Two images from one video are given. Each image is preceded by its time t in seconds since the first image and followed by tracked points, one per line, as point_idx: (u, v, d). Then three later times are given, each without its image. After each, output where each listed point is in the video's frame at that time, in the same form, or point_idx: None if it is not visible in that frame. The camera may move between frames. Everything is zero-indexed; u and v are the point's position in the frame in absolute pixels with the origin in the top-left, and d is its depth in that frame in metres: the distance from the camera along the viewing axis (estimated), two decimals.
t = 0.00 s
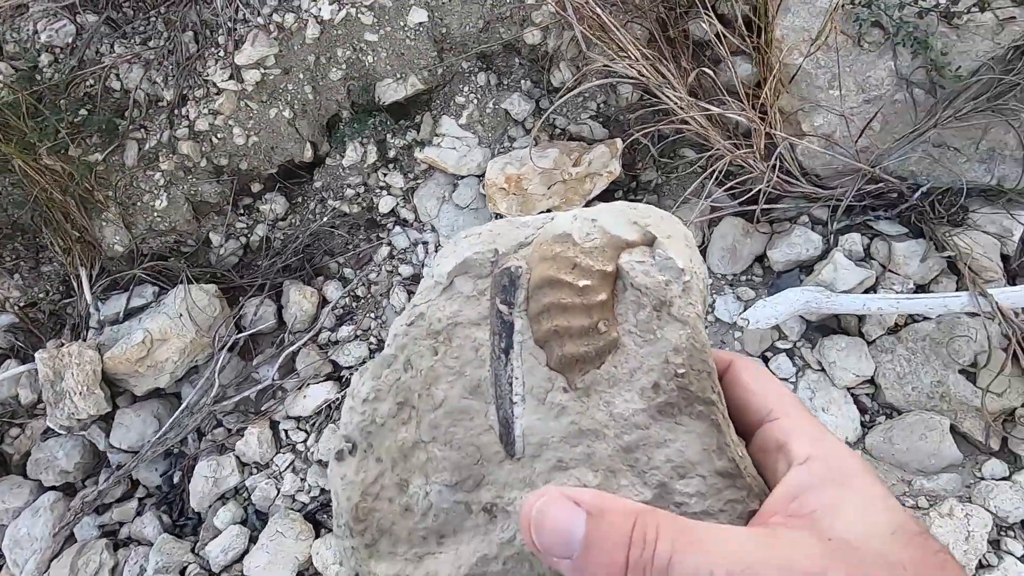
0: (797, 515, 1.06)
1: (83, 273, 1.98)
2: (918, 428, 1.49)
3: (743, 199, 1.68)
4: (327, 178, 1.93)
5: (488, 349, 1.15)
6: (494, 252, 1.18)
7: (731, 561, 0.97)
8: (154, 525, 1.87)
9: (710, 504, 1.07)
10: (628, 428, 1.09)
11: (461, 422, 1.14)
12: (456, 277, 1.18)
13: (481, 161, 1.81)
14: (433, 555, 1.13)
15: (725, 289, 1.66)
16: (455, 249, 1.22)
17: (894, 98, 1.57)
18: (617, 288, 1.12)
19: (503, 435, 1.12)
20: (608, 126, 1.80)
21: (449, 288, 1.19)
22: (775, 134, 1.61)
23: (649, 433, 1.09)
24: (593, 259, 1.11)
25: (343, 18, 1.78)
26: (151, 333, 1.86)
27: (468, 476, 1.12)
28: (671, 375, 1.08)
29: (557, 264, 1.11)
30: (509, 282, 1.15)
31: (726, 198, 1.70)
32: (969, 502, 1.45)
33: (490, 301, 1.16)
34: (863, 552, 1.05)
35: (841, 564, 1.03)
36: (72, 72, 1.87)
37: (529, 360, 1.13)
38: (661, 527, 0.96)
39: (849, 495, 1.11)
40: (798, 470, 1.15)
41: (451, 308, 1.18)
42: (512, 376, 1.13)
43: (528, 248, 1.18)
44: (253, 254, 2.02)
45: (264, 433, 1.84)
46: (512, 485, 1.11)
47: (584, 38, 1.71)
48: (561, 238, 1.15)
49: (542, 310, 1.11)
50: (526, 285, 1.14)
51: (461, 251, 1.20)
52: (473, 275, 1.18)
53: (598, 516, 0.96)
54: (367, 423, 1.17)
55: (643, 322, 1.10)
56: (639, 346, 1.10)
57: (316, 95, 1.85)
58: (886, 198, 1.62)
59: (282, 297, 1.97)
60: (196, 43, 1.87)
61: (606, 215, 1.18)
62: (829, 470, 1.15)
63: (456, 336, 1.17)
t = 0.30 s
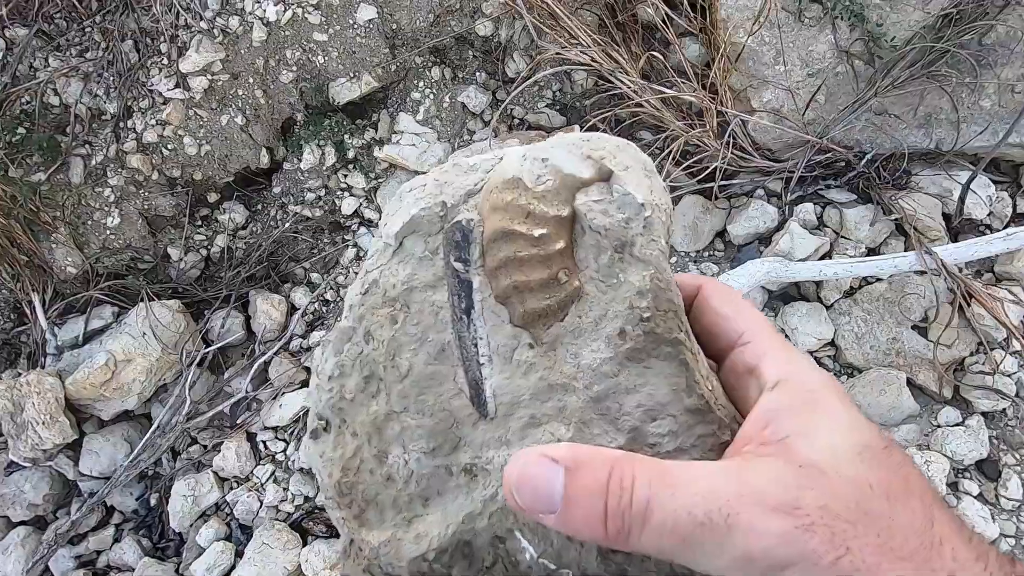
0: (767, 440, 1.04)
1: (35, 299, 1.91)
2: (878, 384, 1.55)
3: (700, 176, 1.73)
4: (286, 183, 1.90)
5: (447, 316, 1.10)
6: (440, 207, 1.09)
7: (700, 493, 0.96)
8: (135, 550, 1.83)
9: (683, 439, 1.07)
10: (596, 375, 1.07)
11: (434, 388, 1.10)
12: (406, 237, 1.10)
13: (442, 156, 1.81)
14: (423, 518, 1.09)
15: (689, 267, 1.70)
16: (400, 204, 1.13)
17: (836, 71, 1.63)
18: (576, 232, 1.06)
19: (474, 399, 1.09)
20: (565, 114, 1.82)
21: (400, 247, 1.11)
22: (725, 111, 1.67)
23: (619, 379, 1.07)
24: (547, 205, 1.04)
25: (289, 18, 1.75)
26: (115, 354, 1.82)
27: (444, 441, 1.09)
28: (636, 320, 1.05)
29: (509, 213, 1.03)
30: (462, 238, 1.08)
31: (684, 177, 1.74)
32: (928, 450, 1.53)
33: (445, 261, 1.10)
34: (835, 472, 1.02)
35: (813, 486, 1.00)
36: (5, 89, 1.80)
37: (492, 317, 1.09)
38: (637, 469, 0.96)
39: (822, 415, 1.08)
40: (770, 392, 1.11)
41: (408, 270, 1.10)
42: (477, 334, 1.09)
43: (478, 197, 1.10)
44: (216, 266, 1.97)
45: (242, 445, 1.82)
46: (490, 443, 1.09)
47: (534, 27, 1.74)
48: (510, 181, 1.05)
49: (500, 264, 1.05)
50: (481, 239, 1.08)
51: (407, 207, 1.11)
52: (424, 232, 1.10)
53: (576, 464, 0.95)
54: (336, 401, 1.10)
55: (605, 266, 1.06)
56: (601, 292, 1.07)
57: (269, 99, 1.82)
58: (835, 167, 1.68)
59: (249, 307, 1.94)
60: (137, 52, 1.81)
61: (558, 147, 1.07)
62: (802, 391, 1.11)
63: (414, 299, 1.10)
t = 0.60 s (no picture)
0: (752, 381, 1.04)
1: (17, 329, 1.89)
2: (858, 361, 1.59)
3: (675, 167, 1.75)
4: (266, 198, 1.89)
5: (444, 299, 1.11)
6: (421, 194, 1.07)
7: (685, 439, 0.97)
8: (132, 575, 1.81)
9: (677, 397, 1.11)
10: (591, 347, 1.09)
11: (441, 367, 1.14)
12: (393, 228, 1.09)
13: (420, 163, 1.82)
14: (447, 480, 1.17)
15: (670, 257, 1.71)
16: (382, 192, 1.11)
17: (801, 58, 1.67)
18: (558, 207, 1.03)
19: (478, 373, 1.13)
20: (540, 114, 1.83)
21: (388, 240, 1.10)
22: (696, 102, 1.70)
23: (614, 347, 1.09)
24: (525, 184, 1.00)
25: (260, 33, 1.75)
26: (101, 380, 1.80)
27: (457, 415, 1.15)
28: (625, 291, 1.05)
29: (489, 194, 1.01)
30: (446, 224, 1.06)
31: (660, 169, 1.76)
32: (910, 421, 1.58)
33: (433, 248, 1.09)
34: (819, 410, 1.02)
35: (796, 425, 1.01)
36: None
37: (486, 298, 1.09)
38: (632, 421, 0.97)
39: (809, 354, 1.06)
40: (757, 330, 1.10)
41: (400, 259, 1.10)
42: (474, 315, 1.10)
43: (457, 178, 1.06)
44: (199, 284, 1.96)
45: (236, 463, 1.82)
46: (500, 414, 1.14)
47: (504, 30, 1.76)
48: (486, 162, 1.02)
49: (486, 248, 1.04)
50: (465, 223, 1.05)
51: (389, 196, 1.09)
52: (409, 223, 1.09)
53: (573, 423, 0.97)
54: (354, 386, 1.16)
55: (591, 240, 1.04)
56: (589, 265, 1.05)
57: (243, 114, 1.81)
58: (806, 152, 1.72)
59: (235, 324, 1.93)
60: (107, 74, 1.80)
61: (531, 116, 1.02)
62: (790, 329, 1.09)
63: (411, 288, 1.11)
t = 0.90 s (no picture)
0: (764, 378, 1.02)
1: (10, 365, 1.87)
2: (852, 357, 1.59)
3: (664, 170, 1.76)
4: (257, 221, 1.89)
5: (444, 308, 1.07)
6: (409, 201, 1.02)
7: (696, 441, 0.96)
8: None
9: (688, 393, 1.06)
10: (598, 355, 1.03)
11: (447, 374, 1.12)
12: (383, 237, 1.06)
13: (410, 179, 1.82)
14: (466, 475, 1.16)
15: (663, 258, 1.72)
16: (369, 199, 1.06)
17: (782, 56, 1.69)
18: (555, 208, 0.95)
19: (486, 378, 1.09)
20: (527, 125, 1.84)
21: (380, 249, 1.07)
22: (681, 105, 1.72)
23: (622, 349, 1.03)
24: (518, 188, 0.92)
25: (243, 57, 1.75)
26: (98, 413, 1.78)
27: (468, 418, 1.13)
28: (631, 295, 0.99)
29: (480, 196, 0.93)
30: (439, 231, 1.02)
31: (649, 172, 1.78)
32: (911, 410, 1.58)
33: (428, 256, 1.05)
34: (832, 408, 1.00)
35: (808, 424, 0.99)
36: None
37: (486, 305, 1.05)
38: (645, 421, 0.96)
39: (823, 350, 1.04)
40: (767, 322, 1.09)
41: (394, 269, 1.07)
42: (476, 323, 1.06)
43: (445, 180, 1.00)
44: (193, 310, 1.95)
45: (238, 489, 1.80)
46: (510, 415, 1.11)
47: (488, 42, 1.78)
48: (475, 162, 0.94)
49: (483, 257, 0.98)
50: (458, 231, 1.00)
51: (376, 205, 1.05)
52: (399, 234, 1.05)
53: (586, 425, 0.96)
54: (363, 395, 1.17)
55: (592, 241, 0.97)
56: (592, 268, 0.99)
57: (231, 138, 1.81)
58: (793, 149, 1.74)
59: (232, 348, 1.92)
60: (92, 105, 1.80)
61: (520, 105, 0.92)
62: (802, 323, 1.07)
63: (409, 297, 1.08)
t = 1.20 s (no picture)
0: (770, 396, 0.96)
1: (9, 395, 1.87)
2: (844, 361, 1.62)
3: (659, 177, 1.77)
4: (254, 241, 1.89)
5: (433, 346, 1.02)
6: (372, 249, 0.96)
7: (695, 472, 0.94)
8: None
9: (693, 405, 1.03)
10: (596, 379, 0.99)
11: (449, 403, 1.07)
12: (354, 288, 1.00)
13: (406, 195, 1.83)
14: (486, 479, 1.13)
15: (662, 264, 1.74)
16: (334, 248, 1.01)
17: (770, 61, 1.70)
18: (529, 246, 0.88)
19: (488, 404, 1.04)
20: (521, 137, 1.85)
21: (355, 300, 1.01)
22: (673, 112, 1.74)
23: (620, 373, 0.99)
24: (484, 234, 0.84)
25: (237, 79, 1.75)
26: (99, 440, 1.76)
27: (478, 436, 1.09)
28: (623, 325, 0.94)
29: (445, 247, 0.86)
30: (411, 277, 0.96)
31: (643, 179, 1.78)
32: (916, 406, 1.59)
33: (405, 301, 0.99)
34: (844, 435, 0.93)
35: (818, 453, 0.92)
36: None
37: (475, 342, 0.99)
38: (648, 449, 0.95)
39: (838, 368, 0.95)
40: (776, 330, 1.00)
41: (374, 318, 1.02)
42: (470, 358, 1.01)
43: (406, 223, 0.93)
44: (192, 333, 1.94)
45: (243, 512, 1.79)
46: (518, 432, 1.06)
47: (480, 55, 1.78)
48: (434, 211, 0.85)
49: (462, 301, 0.93)
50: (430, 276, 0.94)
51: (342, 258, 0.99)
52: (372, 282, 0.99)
53: (589, 452, 0.97)
54: (373, 425, 1.14)
55: (574, 276, 0.90)
56: (579, 301, 0.93)
57: (225, 160, 1.81)
58: (785, 151, 1.75)
59: (232, 370, 1.91)
60: (86, 132, 1.80)
61: (473, 139, 0.82)
62: (814, 334, 0.97)
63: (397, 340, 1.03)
